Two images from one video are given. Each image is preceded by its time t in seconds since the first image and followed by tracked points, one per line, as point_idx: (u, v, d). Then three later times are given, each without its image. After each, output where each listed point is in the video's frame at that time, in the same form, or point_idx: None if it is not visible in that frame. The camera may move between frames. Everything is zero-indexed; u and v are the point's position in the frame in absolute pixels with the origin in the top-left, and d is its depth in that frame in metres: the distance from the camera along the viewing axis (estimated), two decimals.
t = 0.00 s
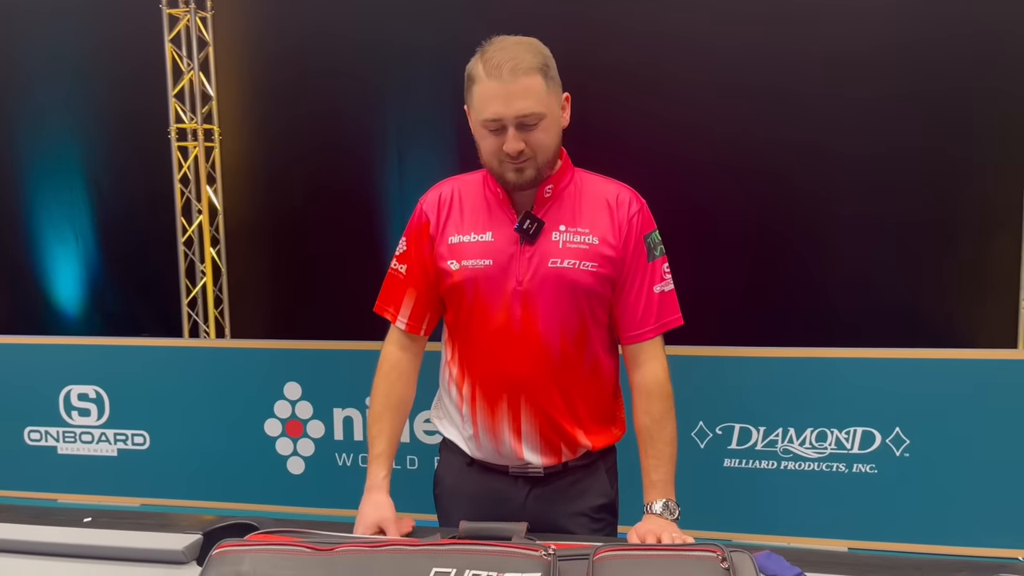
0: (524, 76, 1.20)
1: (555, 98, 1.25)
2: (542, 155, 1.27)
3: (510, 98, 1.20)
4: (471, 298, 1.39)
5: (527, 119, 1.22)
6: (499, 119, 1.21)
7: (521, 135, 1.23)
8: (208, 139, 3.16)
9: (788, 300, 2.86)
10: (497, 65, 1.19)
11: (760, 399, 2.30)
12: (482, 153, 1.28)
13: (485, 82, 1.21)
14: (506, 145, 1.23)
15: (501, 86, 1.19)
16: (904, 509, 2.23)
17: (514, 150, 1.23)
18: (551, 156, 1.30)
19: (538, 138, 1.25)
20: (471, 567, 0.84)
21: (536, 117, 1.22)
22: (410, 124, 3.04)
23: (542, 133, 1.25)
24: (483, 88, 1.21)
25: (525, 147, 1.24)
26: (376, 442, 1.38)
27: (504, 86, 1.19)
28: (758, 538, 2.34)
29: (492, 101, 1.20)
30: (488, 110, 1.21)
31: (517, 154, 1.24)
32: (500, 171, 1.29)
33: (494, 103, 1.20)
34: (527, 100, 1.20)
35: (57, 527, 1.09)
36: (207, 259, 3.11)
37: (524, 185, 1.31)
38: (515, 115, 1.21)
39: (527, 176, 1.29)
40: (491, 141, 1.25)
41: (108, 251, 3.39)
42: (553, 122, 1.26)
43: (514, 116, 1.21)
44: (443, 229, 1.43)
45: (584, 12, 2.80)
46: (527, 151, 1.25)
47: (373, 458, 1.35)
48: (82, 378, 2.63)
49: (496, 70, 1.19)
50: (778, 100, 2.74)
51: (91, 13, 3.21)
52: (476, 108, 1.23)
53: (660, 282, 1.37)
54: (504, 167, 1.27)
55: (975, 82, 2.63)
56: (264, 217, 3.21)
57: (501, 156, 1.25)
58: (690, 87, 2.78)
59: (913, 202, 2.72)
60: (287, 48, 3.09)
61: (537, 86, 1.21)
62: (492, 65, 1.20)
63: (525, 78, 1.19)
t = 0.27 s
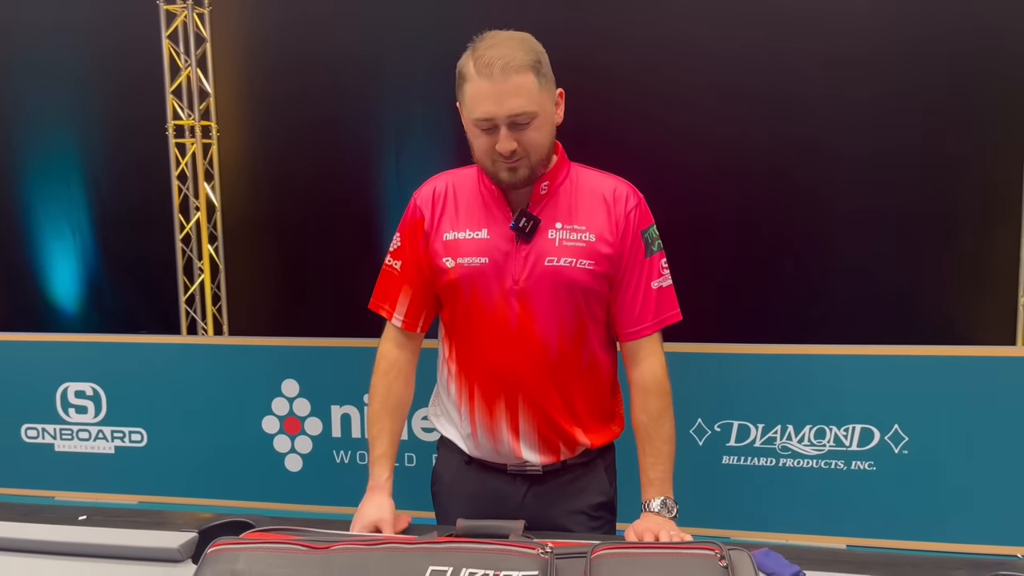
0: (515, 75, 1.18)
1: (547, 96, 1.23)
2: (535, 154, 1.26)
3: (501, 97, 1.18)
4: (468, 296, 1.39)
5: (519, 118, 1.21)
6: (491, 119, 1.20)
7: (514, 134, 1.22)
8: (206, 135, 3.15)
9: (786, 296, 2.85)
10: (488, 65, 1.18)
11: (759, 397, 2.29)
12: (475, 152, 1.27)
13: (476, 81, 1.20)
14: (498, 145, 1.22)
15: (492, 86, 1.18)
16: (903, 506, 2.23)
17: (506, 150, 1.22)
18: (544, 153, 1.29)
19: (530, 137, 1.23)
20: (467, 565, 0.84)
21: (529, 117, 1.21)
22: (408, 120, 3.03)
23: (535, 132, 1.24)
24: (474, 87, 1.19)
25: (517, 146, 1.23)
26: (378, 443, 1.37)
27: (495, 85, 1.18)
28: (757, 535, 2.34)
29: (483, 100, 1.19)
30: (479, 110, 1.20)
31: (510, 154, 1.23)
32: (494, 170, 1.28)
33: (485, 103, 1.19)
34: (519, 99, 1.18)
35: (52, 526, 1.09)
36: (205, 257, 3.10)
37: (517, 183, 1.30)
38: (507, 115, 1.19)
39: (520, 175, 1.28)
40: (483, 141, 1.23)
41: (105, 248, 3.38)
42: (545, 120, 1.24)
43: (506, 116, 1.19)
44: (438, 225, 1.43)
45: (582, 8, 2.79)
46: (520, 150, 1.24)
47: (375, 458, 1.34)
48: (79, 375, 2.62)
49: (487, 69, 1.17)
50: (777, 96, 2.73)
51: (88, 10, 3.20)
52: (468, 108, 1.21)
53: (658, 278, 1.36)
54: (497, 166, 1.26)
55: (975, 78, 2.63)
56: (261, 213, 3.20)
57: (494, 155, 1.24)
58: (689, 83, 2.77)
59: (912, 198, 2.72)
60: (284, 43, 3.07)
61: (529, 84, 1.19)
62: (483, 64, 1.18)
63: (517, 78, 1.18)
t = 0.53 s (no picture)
0: (509, 71, 1.17)
1: (543, 92, 1.22)
2: (531, 150, 1.25)
3: (496, 94, 1.17)
4: (466, 292, 1.38)
5: (515, 114, 1.19)
6: (486, 115, 1.19)
7: (510, 131, 1.21)
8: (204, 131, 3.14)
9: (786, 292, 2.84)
10: (482, 61, 1.17)
11: (758, 393, 2.29)
12: (471, 148, 1.26)
13: (470, 77, 1.19)
14: (494, 141, 1.21)
15: (486, 82, 1.17)
16: (903, 502, 2.23)
17: (502, 147, 1.21)
18: (541, 149, 1.28)
19: (526, 134, 1.22)
20: (465, 561, 0.83)
21: (524, 113, 1.20)
22: (406, 115, 3.02)
23: (531, 128, 1.23)
24: (469, 83, 1.18)
25: (513, 143, 1.22)
26: (376, 440, 1.36)
27: (489, 82, 1.17)
28: (757, 531, 2.33)
29: (478, 97, 1.18)
30: (473, 106, 1.19)
31: (506, 150, 1.22)
32: (490, 167, 1.27)
33: (479, 99, 1.18)
34: (514, 96, 1.17)
35: (48, 522, 1.08)
36: (203, 253, 3.10)
37: (514, 180, 1.29)
38: (502, 111, 1.18)
39: (517, 172, 1.27)
40: (478, 137, 1.23)
41: (103, 244, 3.37)
42: (541, 116, 1.23)
43: (502, 112, 1.18)
44: (435, 220, 1.42)
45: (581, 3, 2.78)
46: (516, 147, 1.23)
47: (373, 455, 1.33)
48: (76, 371, 2.61)
49: (481, 65, 1.16)
50: (776, 92, 2.72)
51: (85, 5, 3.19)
52: (462, 104, 1.20)
53: (658, 273, 1.36)
54: (493, 162, 1.25)
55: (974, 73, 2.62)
56: (259, 209, 3.19)
57: (490, 152, 1.23)
58: (688, 78, 2.76)
59: (912, 194, 2.72)
60: (282, 38, 3.06)
61: (524, 80, 1.18)
62: (477, 60, 1.17)
63: (512, 74, 1.17)
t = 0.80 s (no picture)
0: (510, 68, 1.16)
1: (545, 89, 1.21)
2: (532, 147, 1.24)
3: (496, 90, 1.16)
4: (467, 288, 1.37)
5: (516, 111, 1.19)
6: (486, 111, 1.18)
7: (511, 128, 1.20)
8: (203, 127, 3.13)
9: (785, 289, 2.84)
10: (483, 57, 1.16)
11: (758, 389, 2.29)
12: (472, 145, 1.26)
13: (471, 73, 1.18)
14: (494, 138, 1.20)
15: (487, 78, 1.16)
16: (903, 499, 2.23)
17: (503, 143, 1.20)
18: (542, 146, 1.27)
19: (527, 130, 1.22)
20: (465, 558, 0.83)
21: (525, 110, 1.19)
22: (406, 111, 3.01)
23: (532, 125, 1.22)
24: (470, 79, 1.18)
25: (514, 140, 1.21)
26: (375, 437, 1.36)
27: (490, 78, 1.16)
28: (756, 527, 2.34)
29: (478, 93, 1.17)
30: (474, 103, 1.18)
31: (507, 147, 1.21)
32: (491, 164, 1.26)
33: (480, 95, 1.17)
34: (514, 92, 1.17)
35: (46, 519, 1.08)
36: (202, 249, 3.09)
37: (514, 177, 1.28)
38: (503, 107, 1.17)
39: (518, 168, 1.26)
40: (479, 134, 1.22)
41: (101, 240, 3.36)
42: (542, 112, 1.22)
43: (503, 109, 1.17)
44: (436, 216, 1.41)
45: None
46: (516, 143, 1.22)
47: (373, 452, 1.33)
48: (75, 367, 2.61)
49: (482, 61, 1.16)
50: (776, 87, 2.71)
51: None
52: (463, 101, 1.20)
53: (660, 269, 1.35)
54: (493, 159, 1.24)
55: (975, 69, 2.61)
56: (258, 205, 3.18)
57: (490, 149, 1.23)
58: (688, 73, 2.75)
59: (912, 190, 2.71)
60: (281, 33, 3.05)
61: (525, 76, 1.17)
62: (478, 56, 1.17)
63: (513, 70, 1.16)
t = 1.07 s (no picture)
0: (513, 62, 1.16)
1: (547, 84, 1.21)
2: (532, 142, 1.24)
3: (498, 83, 1.16)
4: (468, 284, 1.37)
5: (517, 105, 1.18)
6: (487, 105, 1.18)
7: (512, 122, 1.20)
8: (202, 123, 3.12)
9: (785, 285, 2.84)
10: (486, 50, 1.15)
11: (759, 385, 2.29)
12: (473, 139, 1.25)
13: (473, 66, 1.17)
14: (495, 132, 1.20)
15: (489, 72, 1.15)
16: (903, 495, 2.23)
17: (503, 138, 1.20)
18: (542, 141, 1.27)
19: (528, 125, 1.21)
20: (464, 554, 0.83)
21: (526, 104, 1.18)
22: (406, 106, 3.00)
23: (533, 120, 1.22)
24: (471, 73, 1.17)
25: (515, 135, 1.21)
26: (374, 432, 1.36)
27: (491, 72, 1.15)
28: (756, 523, 2.34)
29: (480, 86, 1.16)
30: (474, 96, 1.18)
31: (507, 142, 1.21)
32: (492, 158, 1.26)
33: (481, 88, 1.16)
34: (516, 86, 1.16)
35: (45, 515, 1.07)
36: (201, 245, 3.08)
37: (514, 171, 1.28)
38: (504, 102, 1.17)
39: (519, 164, 1.27)
40: (479, 128, 1.21)
41: (100, 236, 3.35)
42: (543, 107, 1.22)
43: (504, 103, 1.17)
44: (437, 212, 1.41)
45: None
46: (517, 138, 1.22)
47: (372, 447, 1.33)
48: (74, 363, 2.60)
49: (484, 54, 1.15)
50: (776, 83, 2.70)
51: None
52: (464, 94, 1.19)
53: (662, 264, 1.35)
54: (494, 153, 1.24)
55: (975, 65, 2.61)
56: (258, 201, 3.18)
57: (491, 143, 1.22)
58: (688, 69, 2.74)
59: (912, 186, 2.71)
60: (281, 29, 3.04)
61: (527, 71, 1.17)
62: (480, 49, 1.16)
63: (515, 64, 1.15)
